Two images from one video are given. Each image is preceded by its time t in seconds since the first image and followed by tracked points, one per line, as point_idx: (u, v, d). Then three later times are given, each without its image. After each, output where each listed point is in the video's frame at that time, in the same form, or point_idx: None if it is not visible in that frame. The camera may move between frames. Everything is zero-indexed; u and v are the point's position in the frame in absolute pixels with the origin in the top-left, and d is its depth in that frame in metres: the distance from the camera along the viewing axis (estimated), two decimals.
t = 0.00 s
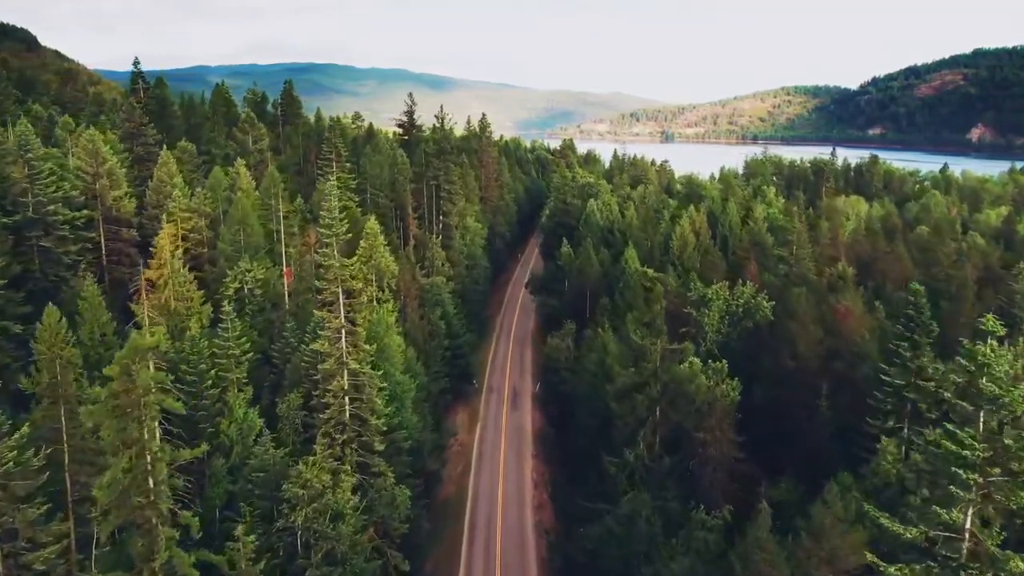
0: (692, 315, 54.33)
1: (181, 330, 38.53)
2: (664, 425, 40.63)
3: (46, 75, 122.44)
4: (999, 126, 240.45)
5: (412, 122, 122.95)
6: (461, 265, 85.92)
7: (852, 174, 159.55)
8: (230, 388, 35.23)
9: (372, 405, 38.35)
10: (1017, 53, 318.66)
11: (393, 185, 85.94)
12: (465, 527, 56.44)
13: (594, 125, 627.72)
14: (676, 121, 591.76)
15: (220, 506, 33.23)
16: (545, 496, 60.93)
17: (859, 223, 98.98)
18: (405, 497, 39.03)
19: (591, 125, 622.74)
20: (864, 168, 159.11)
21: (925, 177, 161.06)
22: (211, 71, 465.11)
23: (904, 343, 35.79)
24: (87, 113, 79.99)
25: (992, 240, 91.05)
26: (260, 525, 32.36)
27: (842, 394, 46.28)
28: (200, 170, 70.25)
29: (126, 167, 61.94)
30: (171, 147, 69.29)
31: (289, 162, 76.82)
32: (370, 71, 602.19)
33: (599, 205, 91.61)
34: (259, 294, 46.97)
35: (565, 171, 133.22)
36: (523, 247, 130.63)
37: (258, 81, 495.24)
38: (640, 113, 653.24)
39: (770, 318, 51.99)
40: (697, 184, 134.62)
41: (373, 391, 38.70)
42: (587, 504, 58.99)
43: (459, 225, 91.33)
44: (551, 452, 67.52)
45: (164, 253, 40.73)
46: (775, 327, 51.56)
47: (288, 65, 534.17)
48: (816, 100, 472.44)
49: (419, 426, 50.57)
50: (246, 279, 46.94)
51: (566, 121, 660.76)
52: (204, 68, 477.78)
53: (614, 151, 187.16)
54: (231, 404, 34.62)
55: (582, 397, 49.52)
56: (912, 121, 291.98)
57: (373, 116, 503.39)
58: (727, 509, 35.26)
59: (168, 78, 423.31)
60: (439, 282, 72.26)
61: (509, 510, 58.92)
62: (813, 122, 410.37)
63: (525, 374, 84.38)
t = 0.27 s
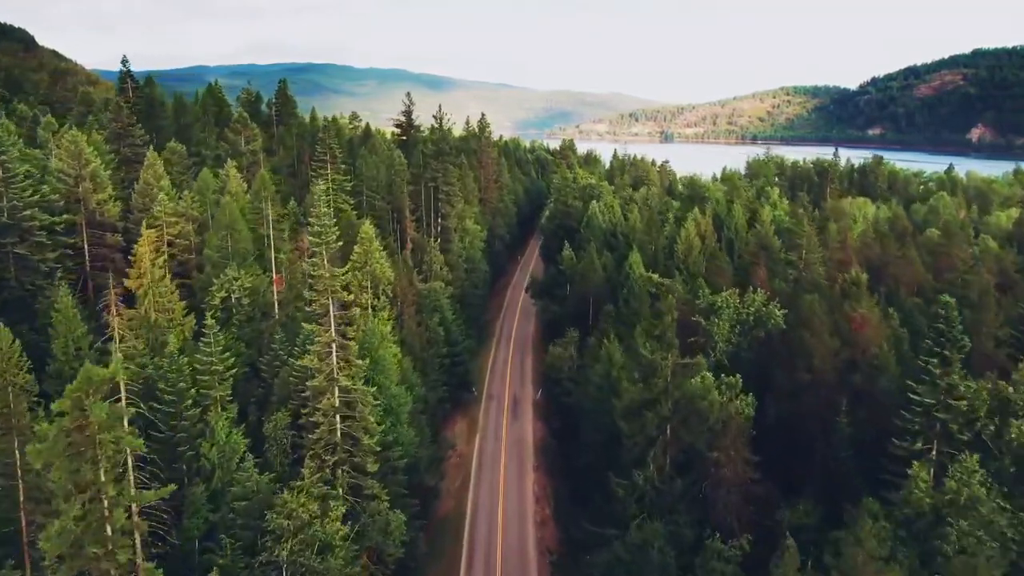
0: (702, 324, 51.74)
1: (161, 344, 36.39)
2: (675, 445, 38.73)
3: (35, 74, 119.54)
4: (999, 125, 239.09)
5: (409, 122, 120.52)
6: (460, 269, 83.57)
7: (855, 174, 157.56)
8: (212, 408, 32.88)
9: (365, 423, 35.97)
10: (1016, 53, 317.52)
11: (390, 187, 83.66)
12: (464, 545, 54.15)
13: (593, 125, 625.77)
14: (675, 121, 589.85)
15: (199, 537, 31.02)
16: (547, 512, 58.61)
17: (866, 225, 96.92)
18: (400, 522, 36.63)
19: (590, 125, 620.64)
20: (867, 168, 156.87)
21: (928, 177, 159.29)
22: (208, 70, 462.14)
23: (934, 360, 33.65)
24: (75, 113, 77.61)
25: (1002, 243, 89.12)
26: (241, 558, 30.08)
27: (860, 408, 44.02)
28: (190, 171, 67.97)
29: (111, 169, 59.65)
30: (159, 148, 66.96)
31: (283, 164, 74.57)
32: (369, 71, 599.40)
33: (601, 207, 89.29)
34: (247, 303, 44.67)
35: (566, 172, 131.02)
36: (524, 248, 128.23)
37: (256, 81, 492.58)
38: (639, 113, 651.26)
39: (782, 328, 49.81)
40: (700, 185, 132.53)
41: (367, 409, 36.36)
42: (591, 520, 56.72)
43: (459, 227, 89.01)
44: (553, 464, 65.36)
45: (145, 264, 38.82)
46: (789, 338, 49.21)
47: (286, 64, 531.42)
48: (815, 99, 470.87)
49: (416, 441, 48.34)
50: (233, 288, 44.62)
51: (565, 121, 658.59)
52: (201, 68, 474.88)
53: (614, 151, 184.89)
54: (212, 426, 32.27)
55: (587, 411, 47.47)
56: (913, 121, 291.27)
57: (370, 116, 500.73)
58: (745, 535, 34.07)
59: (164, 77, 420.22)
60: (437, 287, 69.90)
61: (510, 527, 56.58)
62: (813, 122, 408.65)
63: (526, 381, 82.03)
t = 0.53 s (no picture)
0: (709, 330, 49.53)
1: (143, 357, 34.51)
2: (685, 463, 37.20)
3: (25, 73, 117.17)
4: (999, 126, 237.38)
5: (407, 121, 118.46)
6: (459, 272, 81.62)
7: (858, 175, 155.70)
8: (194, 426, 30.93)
9: (358, 440, 34.05)
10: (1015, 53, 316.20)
11: (387, 188, 81.68)
12: (463, 560, 52.36)
13: (592, 125, 623.59)
14: (674, 121, 587.71)
15: (180, 565, 29.23)
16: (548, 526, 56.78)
17: (872, 227, 95.09)
18: (395, 545, 34.74)
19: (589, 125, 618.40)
20: (870, 169, 154.94)
21: (929, 178, 157.62)
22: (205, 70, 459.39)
23: (960, 375, 32.08)
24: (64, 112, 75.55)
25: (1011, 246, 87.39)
26: None
27: (875, 421, 42.31)
28: (180, 172, 65.97)
29: (97, 170, 57.57)
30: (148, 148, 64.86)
31: (276, 165, 72.63)
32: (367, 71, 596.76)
33: (603, 209, 87.40)
34: (235, 312, 42.66)
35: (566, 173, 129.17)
36: (523, 250, 126.29)
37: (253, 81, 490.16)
38: (638, 113, 649.14)
39: (794, 337, 48.11)
40: (701, 186, 130.58)
41: (360, 425, 34.46)
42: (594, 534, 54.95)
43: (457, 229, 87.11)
44: (555, 475, 63.58)
45: (126, 272, 36.95)
46: (801, 347, 47.36)
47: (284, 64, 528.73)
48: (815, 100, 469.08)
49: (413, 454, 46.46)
50: (221, 295, 42.62)
51: (564, 121, 656.32)
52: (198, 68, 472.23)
53: (614, 151, 182.78)
54: (195, 445, 30.33)
55: (593, 425, 45.78)
56: (909, 122, 288.99)
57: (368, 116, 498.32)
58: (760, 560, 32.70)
59: (161, 77, 417.24)
60: (435, 292, 67.97)
61: (510, 541, 54.69)
62: (812, 122, 406.77)
63: (527, 387, 80.07)
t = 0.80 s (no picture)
0: (719, 340, 46.59)
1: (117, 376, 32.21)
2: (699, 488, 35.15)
3: (14, 71, 114.50)
4: (999, 125, 234.93)
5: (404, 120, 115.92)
6: (458, 276, 79.27)
7: (861, 176, 153.32)
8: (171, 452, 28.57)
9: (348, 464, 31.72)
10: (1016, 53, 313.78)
11: (384, 190, 79.24)
12: None
13: (591, 125, 621.24)
14: (674, 121, 585.30)
15: None
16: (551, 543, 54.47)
17: (880, 230, 92.80)
18: None
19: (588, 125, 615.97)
20: (874, 169, 152.56)
21: (933, 179, 155.28)
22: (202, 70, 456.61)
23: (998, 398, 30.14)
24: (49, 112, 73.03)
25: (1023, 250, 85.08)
26: None
27: (897, 439, 40.17)
28: (168, 174, 63.55)
29: (80, 172, 55.15)
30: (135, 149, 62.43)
31: (269, 166, 70.19)
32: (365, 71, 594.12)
33: (605, 212, 85.05)
34: (219, 323, 40.21)
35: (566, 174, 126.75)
36: (523, 252, 123.94)
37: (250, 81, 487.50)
38: (637, 113, 646.64)
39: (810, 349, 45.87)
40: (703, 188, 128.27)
41: (351, 447, 32.17)
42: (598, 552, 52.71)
43: (456, 231, 84.72)
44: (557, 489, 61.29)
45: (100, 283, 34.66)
46: (818, 359, 44.98)
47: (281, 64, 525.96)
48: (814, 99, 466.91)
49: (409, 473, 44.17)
50: (205, 305, 40.22)
51: (563, 121, 653.85)
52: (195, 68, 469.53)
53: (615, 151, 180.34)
54: (171, 472, 28.01)
55: (600, 443, 43.58)
56: (909, 121, 286.70)
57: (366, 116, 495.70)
58: None
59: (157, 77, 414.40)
60: (433, 298, 65.62)
61: (511, 559, 52.40)
62: (813, 122, 404.44)
63: (528, 394, 77.66)
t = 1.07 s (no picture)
0: (731, 351, 44.12)
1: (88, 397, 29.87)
2: (715, 514, 33.26)
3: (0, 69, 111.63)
4: (999, 125, 233.01)
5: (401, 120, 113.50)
6: (456, 280, 76.98)
7: (864, 176, 151.33)
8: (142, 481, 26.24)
9: (338, 488, 29.49)
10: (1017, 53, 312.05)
11: (380, 192, 76.90)
12: None
13: (590, 125, 618.94)
14: (672, 121, 583.16)
15: None
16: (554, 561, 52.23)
17: (888, 232, 90.72)
18: None
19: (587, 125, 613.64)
20: (877, 170, 150.43)
21: (936, 180, 153.23)
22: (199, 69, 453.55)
23: None
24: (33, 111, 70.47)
25: None
26: None
27: (920, 458, 38.17)
28: (156, 175, 61.18)
29: (61, 175, 52.70)
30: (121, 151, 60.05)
31: (260, 168, 67.86)
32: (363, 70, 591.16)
33: (608, 214, 82.77)
34: (203, 335, 37.83)
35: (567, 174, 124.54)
36: (523, 254, 121.60)
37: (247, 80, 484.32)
38: (636, 113, 644.32)
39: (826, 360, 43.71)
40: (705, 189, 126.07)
41: (341, 472, 29.95)
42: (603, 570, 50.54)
43: (454, 233, 82.47)
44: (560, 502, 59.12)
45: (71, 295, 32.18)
46: (835, 371, 42.81)
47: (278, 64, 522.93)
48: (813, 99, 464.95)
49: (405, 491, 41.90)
50: (187, 316, 37.82)
51: (561, 121, 651.36)
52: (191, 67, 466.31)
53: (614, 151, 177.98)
54: (143, 503, 25.67)
55: (607, 460, 41.49)
56: (909, 122, 284.57)
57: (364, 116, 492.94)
58: None
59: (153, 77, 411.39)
60: (431, 304, 63.31)
61: None
62: (812, 122, 402.42)
63: (529, 402, 75.36)
